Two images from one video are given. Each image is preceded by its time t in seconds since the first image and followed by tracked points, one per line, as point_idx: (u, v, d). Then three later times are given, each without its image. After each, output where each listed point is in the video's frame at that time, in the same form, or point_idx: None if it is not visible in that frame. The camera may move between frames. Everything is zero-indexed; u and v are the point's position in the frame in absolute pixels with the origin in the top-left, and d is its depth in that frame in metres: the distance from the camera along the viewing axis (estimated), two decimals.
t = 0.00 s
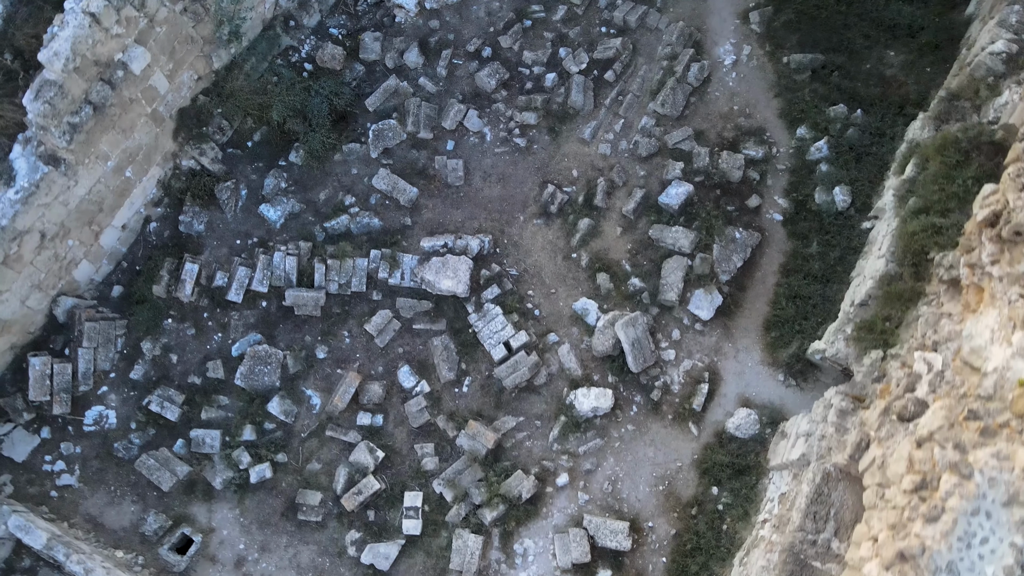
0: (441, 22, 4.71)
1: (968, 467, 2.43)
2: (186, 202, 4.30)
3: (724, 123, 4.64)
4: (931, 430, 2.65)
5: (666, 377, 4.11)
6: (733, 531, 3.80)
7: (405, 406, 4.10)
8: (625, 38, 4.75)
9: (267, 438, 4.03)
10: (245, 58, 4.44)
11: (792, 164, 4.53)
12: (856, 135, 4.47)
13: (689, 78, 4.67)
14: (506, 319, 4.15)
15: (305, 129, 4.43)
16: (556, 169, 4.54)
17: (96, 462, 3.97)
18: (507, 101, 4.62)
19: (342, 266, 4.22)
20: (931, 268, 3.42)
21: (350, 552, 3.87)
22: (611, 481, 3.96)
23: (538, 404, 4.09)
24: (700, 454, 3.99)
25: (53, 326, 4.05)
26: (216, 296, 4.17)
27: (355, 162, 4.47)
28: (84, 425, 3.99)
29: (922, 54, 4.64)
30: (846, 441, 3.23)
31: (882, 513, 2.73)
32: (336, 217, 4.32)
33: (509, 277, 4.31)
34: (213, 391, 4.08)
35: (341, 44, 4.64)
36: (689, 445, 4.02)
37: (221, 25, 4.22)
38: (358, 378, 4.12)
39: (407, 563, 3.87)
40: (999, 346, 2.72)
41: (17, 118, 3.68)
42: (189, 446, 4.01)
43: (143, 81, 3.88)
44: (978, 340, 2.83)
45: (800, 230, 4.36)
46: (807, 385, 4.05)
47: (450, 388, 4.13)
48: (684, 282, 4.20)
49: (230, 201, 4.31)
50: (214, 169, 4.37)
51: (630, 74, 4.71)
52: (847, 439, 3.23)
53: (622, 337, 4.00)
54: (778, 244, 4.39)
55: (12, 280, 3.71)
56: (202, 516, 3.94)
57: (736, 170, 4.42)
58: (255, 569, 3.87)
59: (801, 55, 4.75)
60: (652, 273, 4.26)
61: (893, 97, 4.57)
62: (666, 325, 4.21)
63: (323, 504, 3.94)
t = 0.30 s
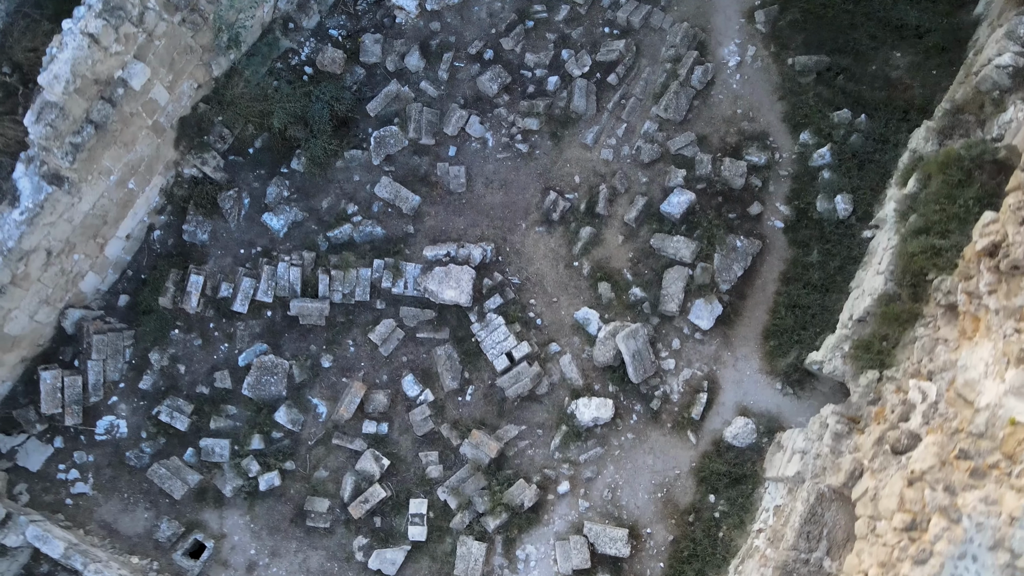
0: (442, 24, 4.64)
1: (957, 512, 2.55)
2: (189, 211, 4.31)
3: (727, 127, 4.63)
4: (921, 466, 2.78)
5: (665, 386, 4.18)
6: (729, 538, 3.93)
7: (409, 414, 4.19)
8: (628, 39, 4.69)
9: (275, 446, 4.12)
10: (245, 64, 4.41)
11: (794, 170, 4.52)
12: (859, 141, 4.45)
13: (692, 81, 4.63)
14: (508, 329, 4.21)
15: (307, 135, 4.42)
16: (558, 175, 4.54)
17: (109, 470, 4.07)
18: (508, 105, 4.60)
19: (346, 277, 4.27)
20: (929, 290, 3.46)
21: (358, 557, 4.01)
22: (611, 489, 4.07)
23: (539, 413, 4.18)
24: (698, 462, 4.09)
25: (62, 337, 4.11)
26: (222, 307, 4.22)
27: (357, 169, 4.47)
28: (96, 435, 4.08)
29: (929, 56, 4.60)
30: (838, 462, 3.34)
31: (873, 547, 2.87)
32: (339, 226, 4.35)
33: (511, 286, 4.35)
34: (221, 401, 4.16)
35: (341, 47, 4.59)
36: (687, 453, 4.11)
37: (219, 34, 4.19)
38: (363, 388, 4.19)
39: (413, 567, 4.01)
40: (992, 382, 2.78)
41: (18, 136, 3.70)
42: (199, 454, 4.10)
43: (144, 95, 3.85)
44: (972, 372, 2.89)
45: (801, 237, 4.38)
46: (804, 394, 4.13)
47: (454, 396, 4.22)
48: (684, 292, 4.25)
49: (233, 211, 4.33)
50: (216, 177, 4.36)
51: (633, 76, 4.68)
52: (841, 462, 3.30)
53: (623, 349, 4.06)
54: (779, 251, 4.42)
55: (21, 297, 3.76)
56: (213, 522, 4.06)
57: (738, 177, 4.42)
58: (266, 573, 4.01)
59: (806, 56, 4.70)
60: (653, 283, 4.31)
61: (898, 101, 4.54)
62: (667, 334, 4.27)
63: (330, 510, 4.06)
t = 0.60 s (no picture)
0: (444, 29, 4.60)
1: (937, 547, 2.71)
2: (195, 220, 4.37)
3: (728, 133, 4.64)
4: (907, 497, 2.95)
5: (662, 394, 4.30)
6: (722, 541, 4.09)
7: (414, 421, 4.31)
8: (630, 43, 4.67)
9: (284, 452, 4.26)
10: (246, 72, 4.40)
11: (794, 178, 4.55)
12: (859, 149, 4.47)
13: (694, 86, 4.62)
14: (510, 338, 4.30)
15: (309, 143, 4.44)
16: (559, 182, 4.57)
17: (124, 474, 4.22)
18: (510, 112, 4.60)
19: (350, 288, 4.35)
20: (921, 312, 3.54)
21: (366, 557, 4.19)
22: (609, 493, 4.22)
23: (540, 419, 4.30)
24: (694, 467, 4.23)
25: (74, 348, 4.21)
26: (229, 317, 4.32)
27: (360, 177, 4.50)
28: (111, 442, 4.21)
29: (931, 61, 4.59)
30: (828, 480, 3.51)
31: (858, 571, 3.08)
32: (343, 236, 4.41)
33: (513, 294, 4.43)
34: (231, 409, 4.28)
35: (342, 52, 4.56)
36: (683, 458, 4.24)
37: (219, 46, 4.16)
38: (369, 396, 4.30)
39: (419, 567, 4.18)
40: (978, 414, 2.90)
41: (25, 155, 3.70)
42: (211, 460, 4.24)
43: (146, 110, 3.86)
44: (960, 402, 3.01)
45: (798, 246, 4.44)
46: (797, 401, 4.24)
47: (457, 403, 4.34)
48: (683, 302, 4.33)
49: (238, 221, 4.39)
50: (221, 187, 4.40)
51: (635, 81, 4.68)
52: (831, 480, 3.48)
53: (622, 359, 4.15)
54: (776, 259, 4.48)
55: (33, 315, 3.85)
56: (226, 524, 4.22)
57: (738, 186, 4.46)
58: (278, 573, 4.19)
59: (809, 61, 4.68)
60: (652, 292, 4.38)
61: (899, 107, 4.55)
62: (665, 342, 4.37)
63: (339, 513, 4.21)
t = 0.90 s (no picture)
0: (445, 34, 4.62)
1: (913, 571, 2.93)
2: (203, 227, 4.46)
3: (727, 138, 4.70)
4: (887, 517, 3.16)
5: (659, 397, 4.46)
6: (713, 538, 4.28)
7: (419, 422, 4.49)
8: (631, 48, 4.70)
9: (295, 452, 4.44)
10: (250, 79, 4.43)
11: (791, 184, 4.64)
12: (855, 156, 4.54)
13: (694, 92, 4.66)
14: (512, 343, 4.44)
15: (314, 150, 4.51)
16: (560, 187, 4.66)
17: (142, 474, 4.41)
18: (511, 118, 4.66)
19: (356, 294, 4.47)
20: (909, 329, 3.67)
21: (375, 552, 4.40)
22: (606, 491, 4.41)
23: (540, 421, 4.48)
24: (688, 466, 4.41)
25: (90, 354, 4.35)
26: (239, 323, 4.46)
27: (364, 184, 4.59)
28: (128, 443, 4.39)
29: (930, 65, 4.61)
30: (813, 490, 3.70)
31: None
32: (348, 244, 4.53)
33: (515, 299, 4.56)
34: (243, 411, 4.46)
35: (345, 58, 4.59)
36: (678, 458, 4.42)
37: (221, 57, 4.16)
38: (375, 399, 4.46)
39: (425, 561, 4.39)
40: (956, 437, 3.05)
41: (38, 174, 3.76)
42: (225, 460, 4.42)
43: (153, 126, 3.93)
44: (941, 423, 3.17)
45: (793, 252, 4.54)
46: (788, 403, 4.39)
47: (460, 405, 4.50)
48: (679, 308, 4.46)
49: (245, 229, 4.49)
50: (227, 195, 4.48)
51: (635, 86, 4.73)
52: (817, 490, 3.68)
53: (620, 365, 4.30)
54: (772, 264, 4.60)
55: (51, 327, 4.00)
56: (241, 520, 4.42)
57: (735, 194, 4.54)
58: (291, 566, 4.40)
59: (808, 65, 4.71)
60: (650, 298, 4.50)
61: (897, 113, 4.59)
62: (662, 347, 4.52)
63: (348, 510, 4.41)
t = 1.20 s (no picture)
0: (447, 39, 4.68)
1: None
2: (213, 232, 4.60)
3: (725, 141, 4.79)
4: (864, 526, 3.37)
5: (654, 395, 4.65)
6: (704, 529, 4.48)
7: (424, 418, 4.70)
8: (630, 52, 4.76)
9: (306, 447, 4.65)
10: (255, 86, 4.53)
11: (786, 187, 4.75)
12: (849, 160, 4.63)
13: (692, 96, 4.72)
14: (513, 344, 4.61)
15: (319, 155, 4.61)
16: (560, 191, 4.77)
17: (162, 467, 4.63)
18: (513, 123, 4.75)
19: (362, 297, 4.62)
20: (893, 340, 3.83)
21: (384, 540, 4.62)
22: (603, 484, 4.64)
23: (541, 417, 4.68)
24: (681, 460, 4.62)
25: (109, 355, 4.54)
26: (250, 325, 4.64)
27: (368, 188, 4.71)
28: (148, 439, 4.60)
29: (927, 69, 4.65)
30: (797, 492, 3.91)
31: None
32: (354, 248, 4.67)
33: (516, 301, 4.72)
34: (256, 409, 4.66)
35: (348, 63, 4.66)
36: (671, 452, 4.63)
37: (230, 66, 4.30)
38: (382, 397, 4.65)
39: (431, 549, 4.62)
40: (932, 451, 3.23)
41: (54, 190, 3.88)
42: (240, 455, 4.65)
43: (164, 141, 4.05)
44: (918, 436, 3.35)
45: (787, 254, 4.67)
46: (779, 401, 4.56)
47: (464, 402, 4.71)
48: (675, 310, 4.62)
49: (254, 233, 4.62)
50: (236, 201, 4.60)
51: (635, 90, 4.80)
52: (801, 493, 3.88)
53: (617, 366, 4.47)
54: (766, 266, 4.73)
55: (72, 335, 4.17)
56: (257, 511, 4.65)
57: (731, 198, 4.65)
58: (305, 554, 4.63)
59: (806, 68, 4.77)
60: (647, 300, 4.66)
61: (892, 117, 4.65)
62: (658, 347, 4.69)
63: (358, 502, 4.64)
